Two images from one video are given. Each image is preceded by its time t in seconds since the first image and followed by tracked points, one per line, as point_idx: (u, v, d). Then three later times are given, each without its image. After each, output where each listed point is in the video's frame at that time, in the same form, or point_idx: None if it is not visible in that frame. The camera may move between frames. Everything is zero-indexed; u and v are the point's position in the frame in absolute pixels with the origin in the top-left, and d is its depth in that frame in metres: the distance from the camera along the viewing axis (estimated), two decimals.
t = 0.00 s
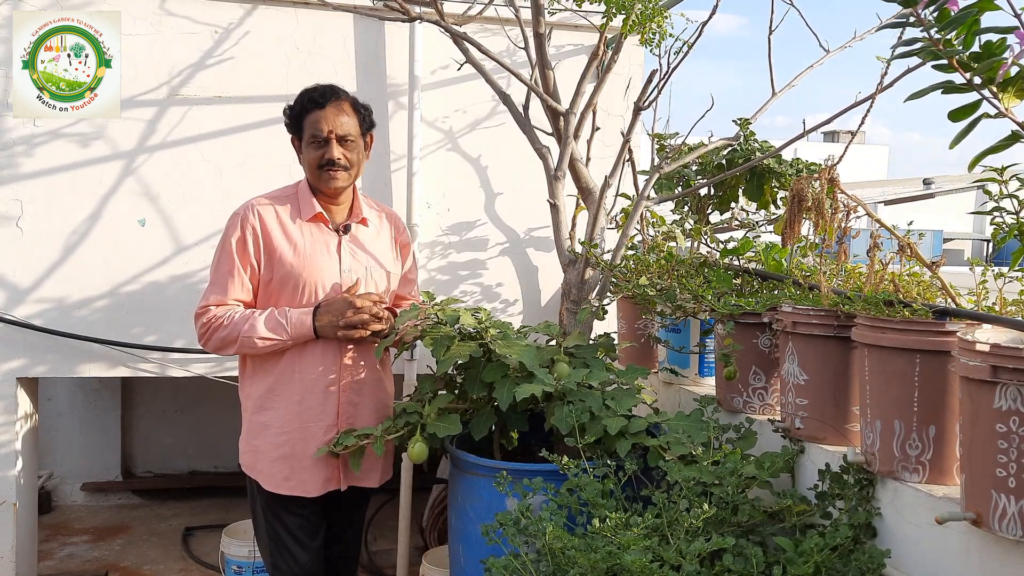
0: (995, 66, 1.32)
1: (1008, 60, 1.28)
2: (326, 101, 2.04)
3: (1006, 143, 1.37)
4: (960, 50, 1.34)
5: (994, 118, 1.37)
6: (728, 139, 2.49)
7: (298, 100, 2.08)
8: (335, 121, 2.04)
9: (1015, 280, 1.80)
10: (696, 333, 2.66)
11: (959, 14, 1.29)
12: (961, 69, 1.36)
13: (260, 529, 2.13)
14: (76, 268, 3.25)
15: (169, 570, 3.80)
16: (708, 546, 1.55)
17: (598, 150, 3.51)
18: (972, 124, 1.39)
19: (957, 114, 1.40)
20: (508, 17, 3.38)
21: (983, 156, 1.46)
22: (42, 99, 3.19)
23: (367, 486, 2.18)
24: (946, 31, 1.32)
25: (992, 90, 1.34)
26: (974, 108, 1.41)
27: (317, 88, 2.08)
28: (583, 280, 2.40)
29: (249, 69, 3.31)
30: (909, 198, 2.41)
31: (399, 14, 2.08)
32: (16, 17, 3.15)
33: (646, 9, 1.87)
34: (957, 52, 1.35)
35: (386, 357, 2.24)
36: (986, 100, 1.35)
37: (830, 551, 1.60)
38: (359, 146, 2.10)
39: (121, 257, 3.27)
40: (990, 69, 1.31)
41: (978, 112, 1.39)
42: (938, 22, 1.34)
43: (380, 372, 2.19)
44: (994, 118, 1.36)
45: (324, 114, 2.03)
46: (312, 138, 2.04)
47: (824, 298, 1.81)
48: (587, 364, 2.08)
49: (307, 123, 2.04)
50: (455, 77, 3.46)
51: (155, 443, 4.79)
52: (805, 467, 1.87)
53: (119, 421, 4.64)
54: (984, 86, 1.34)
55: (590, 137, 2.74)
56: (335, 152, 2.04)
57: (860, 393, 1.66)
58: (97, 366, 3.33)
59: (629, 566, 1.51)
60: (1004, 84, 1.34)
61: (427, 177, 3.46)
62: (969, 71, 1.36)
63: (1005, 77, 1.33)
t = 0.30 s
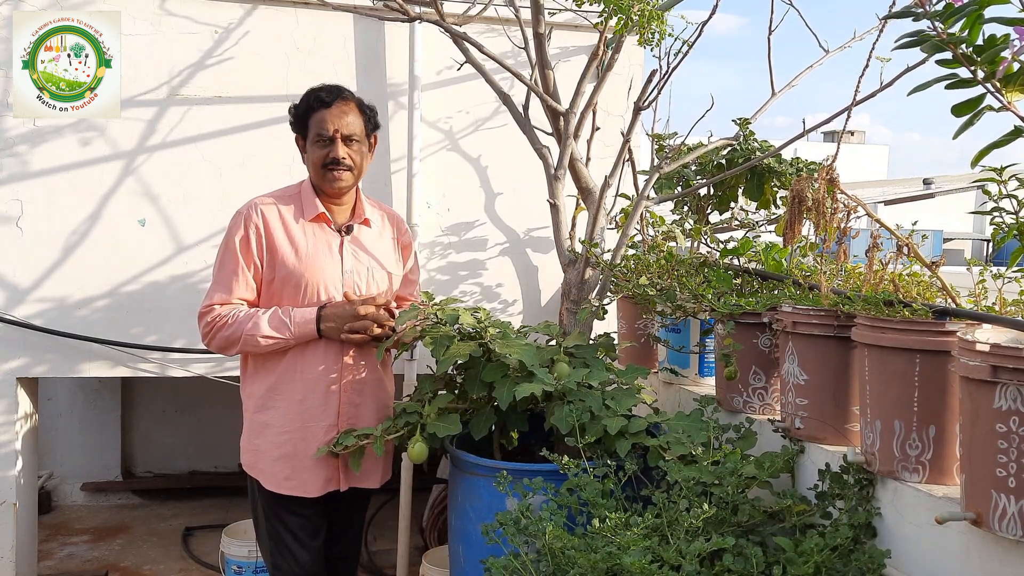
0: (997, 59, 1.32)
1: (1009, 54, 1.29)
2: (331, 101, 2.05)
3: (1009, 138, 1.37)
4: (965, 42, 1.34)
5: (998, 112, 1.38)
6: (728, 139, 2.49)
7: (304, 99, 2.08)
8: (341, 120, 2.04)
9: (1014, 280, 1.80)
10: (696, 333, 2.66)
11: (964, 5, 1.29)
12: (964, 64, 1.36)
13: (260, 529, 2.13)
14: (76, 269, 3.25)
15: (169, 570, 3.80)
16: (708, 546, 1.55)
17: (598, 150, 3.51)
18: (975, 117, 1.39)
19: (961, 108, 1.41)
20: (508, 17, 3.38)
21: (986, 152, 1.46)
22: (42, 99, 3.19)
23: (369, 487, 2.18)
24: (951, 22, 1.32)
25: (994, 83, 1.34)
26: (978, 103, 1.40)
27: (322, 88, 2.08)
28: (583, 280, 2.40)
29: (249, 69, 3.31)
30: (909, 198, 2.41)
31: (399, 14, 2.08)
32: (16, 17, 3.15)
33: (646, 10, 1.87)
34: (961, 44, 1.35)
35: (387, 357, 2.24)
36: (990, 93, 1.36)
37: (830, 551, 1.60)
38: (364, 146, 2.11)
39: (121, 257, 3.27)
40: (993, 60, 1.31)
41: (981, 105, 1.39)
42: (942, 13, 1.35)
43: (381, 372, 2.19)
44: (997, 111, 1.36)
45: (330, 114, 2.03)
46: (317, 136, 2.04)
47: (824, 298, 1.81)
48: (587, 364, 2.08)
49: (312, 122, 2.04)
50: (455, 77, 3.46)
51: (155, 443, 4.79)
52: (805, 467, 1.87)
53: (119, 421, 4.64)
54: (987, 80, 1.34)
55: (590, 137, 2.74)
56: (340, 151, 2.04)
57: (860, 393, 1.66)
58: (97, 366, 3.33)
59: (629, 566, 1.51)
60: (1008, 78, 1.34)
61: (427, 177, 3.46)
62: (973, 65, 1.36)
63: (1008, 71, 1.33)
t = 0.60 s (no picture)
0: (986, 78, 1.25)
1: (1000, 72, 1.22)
2: (337, 101, 2.05)
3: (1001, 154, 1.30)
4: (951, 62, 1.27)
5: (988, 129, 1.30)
6: (728, 139, 2.49)
7: (309, 99, 2.08)
8: (345, 121, 2.04)
9: (1014, 279, 1.80)
10: (696, 333, 2.66)
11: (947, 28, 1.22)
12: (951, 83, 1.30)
13: (261, 529, 2.13)
14: (76, 269, 3.25)
15: (169, 570, 3.80)
16: (708, 546, 1.55)
17: (598, 150, 3.51)
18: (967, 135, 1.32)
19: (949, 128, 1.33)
20: (508, 17, 3.38)
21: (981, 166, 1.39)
22: (42, 99, 3.19)
23: (367, 487, 2.18)
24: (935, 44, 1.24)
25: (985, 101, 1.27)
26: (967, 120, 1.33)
27: (328, 89, 2.08)
28: (583, 280, 2.40)
29: (249, 69, 3.31)
30: (909, 198, 2.41)
31: (399, 14, 2.08)
32: (16, 17, 3.15)
33: (645, 9, 1.87)
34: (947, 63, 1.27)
35: (388, 357, 2.24)
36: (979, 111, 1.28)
37: (830, 551, 1.60)
38: (368, 147, 2.10)
39: (121, 257, 3.27)
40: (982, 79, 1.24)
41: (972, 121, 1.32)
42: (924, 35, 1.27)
43: (382, 372, 2.19)
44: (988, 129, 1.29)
45: (335, 114, 2.03)
46: (321, 136, 2.04)
47: (824, 298, 1.81)
48: (587, 364, 2.07)
49: (316, 122, 2.05)
50: (454, 77, 3.46)
51: (155, 443, 4.79)
52: (805, 466, 1.87)
53: (120, 421, 4.64)
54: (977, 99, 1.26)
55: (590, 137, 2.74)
56: (344, 151, 2.04)
57: (860, 393, 1.66)
58: (97, 366, 3.33)
59: (629, 567, 1.51)
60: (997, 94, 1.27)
61: (427, 177, 3.46)
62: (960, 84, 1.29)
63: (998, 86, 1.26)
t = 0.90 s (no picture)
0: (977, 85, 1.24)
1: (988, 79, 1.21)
2: (340, 100, 2.05)
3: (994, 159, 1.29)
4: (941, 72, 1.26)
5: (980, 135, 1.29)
6: (728, 139, 2.49)
7: (313, 98, 2.08)
8: (348, 120, 2.04)
9: (1014, 280, 1.80)
10: (696, 333, 2.66)
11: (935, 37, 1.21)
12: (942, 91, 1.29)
13: (261, 529, 2.13)
14: (77, 269, 3.25)
15: (169, 570, 3.80)
16: (708, 547, 1.55)
17: (598, 150, 3.51)
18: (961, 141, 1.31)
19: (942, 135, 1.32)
20: (508, 17, 3.38)
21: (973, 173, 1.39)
22: (42, 99, 3.19)
23: (364, 486, 2.18)
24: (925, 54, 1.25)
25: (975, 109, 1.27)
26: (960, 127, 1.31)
27: (332, 88, 2.08)
28: (583, 280, 2.40)
29: (249, 69, 3.31)
30: (909, 198, 2.41)
31: (399, 14, 2.08)
32: (16, 17, 3.15)
33: (646, 10, 1.87)
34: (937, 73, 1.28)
35: (388, 357, 2.24)
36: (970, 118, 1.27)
37: (830, 552, 1.60)
38: (370, 147, 2.10)
39: (121, 257, 3.27)
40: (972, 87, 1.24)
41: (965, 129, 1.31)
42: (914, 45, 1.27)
43: (382, 372, 2.19)
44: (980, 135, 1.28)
45: (339, 113, 2.03)
46: (324, 135, 2.04)
47: (824, 298, 1.81)
48: (587, 364, 2.07)
49: (319, 121, 2.05)
50: (454, 77, 3.46)
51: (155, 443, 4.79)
52: (805, 466, 1.87)
53: (120, 421, 4.64)
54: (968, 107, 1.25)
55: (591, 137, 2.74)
56: (347, 150, 2.04)
57: (861, 393, 1.66)
58: (97, 366, 3.33)
59: (629, 567, 1.51)
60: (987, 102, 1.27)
61: (427, 177, 3.46)
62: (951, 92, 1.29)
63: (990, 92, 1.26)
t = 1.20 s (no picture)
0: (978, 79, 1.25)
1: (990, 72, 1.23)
2: (342, 101, 2.05)
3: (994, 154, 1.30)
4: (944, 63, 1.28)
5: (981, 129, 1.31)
6: (728, 139, 2.49)
7: (315, 98, 2.08)
8: (350, 121, 2.04)
9: (1014, 280, 1.80)
10: (696, 333, 2.67)
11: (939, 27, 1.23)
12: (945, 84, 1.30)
13: (261, 529, 2.13)
14: (77, 269, 3.24)
15: (169, 570, 3.80)
16: (708, 546, 1.55)
17: (598, 150, 3.51)
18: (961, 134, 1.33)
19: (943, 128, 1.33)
20: (508, 17, 3.39)
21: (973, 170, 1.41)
22: (42, 99, 3.19)
23: (362, 486, 2.18)
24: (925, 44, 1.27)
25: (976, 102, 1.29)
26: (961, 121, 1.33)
27: (334, 88, 2.08)
28: (583, 280, 2.40)
29: (249, 69, 3.31)
30: (909, 198, 2.41)
31: (399, 14, 2.08)
32: (16, 17, 3.15)
33: (646, 9, 1.87)
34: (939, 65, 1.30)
35: (388, 357, 2.24)
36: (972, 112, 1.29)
37: (830, 552, 1.60)
38: (371, 148, 2.10)
39: (121, 257, 3.27)
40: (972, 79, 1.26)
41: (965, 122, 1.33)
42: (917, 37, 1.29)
43: (382, 372, 2.19)
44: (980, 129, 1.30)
45: (341, 114, 2.03)
46: (326, 136, 2.04)
47: (824, 298, 1.81)
48: (587, 364, 2.07)
49: (321, 122, 2.04)
50: (454, 77, 3.46)
51: (155, 443, 4.79)
52: (805, 467, 1.87)
53: (120, 421, 4.64)
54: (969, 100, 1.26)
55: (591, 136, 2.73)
56: (348, 151, 2.04)
57: (860, 393, 1.66)
58: (97, 366, 3.33)
59: (629, 567, 1.51)
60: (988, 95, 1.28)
61: (427, 177, 3.46)
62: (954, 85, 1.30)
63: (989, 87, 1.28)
